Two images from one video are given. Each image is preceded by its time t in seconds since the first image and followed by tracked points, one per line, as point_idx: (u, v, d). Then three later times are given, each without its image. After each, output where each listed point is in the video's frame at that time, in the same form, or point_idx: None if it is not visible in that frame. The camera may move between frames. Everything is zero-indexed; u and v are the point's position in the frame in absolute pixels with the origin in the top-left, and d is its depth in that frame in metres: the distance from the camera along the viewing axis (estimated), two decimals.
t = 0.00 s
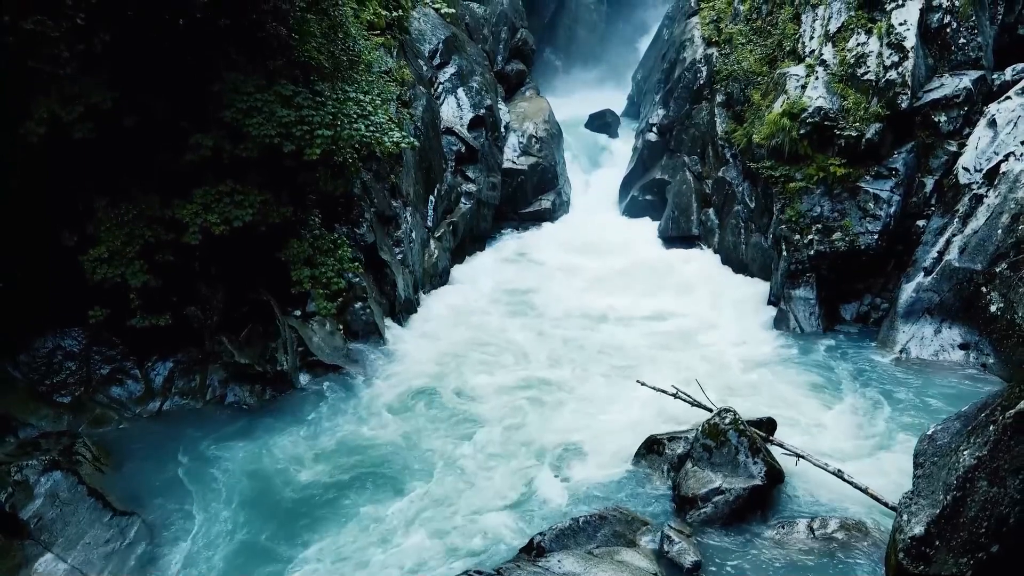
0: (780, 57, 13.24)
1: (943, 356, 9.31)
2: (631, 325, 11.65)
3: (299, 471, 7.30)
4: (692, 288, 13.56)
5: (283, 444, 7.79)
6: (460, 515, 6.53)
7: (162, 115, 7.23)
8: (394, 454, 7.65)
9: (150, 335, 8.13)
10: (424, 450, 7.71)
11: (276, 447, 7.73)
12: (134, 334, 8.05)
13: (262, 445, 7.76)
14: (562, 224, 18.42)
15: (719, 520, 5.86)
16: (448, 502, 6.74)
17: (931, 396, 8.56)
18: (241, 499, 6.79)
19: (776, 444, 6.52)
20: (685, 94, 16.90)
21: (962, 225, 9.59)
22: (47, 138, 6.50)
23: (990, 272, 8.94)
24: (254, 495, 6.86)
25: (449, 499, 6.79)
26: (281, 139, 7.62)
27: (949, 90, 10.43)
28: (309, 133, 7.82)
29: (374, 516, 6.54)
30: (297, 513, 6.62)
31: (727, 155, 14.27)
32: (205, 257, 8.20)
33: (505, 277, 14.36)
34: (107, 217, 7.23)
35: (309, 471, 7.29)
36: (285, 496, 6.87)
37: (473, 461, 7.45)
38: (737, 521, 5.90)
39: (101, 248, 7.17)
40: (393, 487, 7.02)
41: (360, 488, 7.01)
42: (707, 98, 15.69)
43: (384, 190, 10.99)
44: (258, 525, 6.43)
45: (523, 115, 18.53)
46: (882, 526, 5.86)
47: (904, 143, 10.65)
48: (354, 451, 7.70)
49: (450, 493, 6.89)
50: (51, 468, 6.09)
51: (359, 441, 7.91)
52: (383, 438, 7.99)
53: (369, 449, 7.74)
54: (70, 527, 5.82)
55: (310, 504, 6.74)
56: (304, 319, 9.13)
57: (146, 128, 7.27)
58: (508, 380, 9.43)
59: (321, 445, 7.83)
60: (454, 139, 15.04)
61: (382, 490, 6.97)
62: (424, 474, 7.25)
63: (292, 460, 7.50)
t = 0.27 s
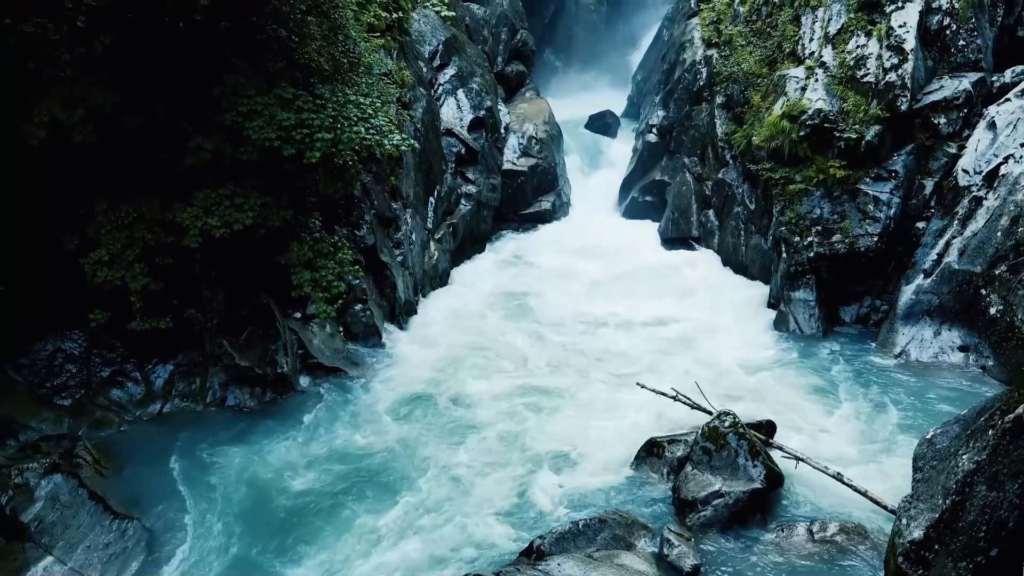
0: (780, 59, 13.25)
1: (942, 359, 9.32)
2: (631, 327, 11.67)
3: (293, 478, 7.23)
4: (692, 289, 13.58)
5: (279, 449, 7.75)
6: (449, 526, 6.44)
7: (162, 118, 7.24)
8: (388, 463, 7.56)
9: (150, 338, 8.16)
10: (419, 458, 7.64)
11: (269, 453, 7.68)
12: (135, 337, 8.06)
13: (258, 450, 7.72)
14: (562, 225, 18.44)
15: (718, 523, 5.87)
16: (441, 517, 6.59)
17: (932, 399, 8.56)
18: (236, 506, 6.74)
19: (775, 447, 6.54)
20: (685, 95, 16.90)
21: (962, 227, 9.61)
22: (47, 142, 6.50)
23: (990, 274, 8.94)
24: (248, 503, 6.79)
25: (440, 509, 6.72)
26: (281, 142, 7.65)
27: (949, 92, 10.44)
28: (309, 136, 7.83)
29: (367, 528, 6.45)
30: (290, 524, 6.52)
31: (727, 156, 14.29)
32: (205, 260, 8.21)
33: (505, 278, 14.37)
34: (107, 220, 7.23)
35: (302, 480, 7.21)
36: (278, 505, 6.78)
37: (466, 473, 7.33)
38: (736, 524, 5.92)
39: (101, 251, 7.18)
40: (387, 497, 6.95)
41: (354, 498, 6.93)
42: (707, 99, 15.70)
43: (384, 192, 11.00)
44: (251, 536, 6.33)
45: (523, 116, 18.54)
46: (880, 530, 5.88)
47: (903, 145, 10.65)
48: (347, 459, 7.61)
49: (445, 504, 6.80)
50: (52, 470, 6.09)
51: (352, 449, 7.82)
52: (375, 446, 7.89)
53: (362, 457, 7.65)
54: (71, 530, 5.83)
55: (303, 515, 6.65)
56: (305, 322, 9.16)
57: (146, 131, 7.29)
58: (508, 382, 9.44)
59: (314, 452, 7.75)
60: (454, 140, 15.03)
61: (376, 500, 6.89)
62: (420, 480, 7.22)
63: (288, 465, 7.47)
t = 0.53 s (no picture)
0: (779, 61, 13.27)
1: (941, 361, 9.35)
2: (630, 329, 11.68)
3: (286, 486, 7.18)
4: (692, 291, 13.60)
5: (273, 456, 7.71)
6: (441, 536, 6.39)
7: (162, 122, 7.25)
8: (381, 471, 7.49)
9: (150, 341, 8.16)
10: (414, 466, 7.56)
11: (263, 461, 7.63)
12: (135, 340, 8.07)
13: (252, 457, 7.67)
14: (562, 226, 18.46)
15: (718, 527, 5.87)
16: (435, 529, 6.49)
17: (931, 402, 8.58)
18: (230, 516, 6.70)
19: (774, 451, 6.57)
20: (685, 97, 16.91)
21: (961, 230, 9.62)
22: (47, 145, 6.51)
23: (989, 277, 8.95)
24: (242, 512, 6.75)
25: (433, 519, 6.64)
26: (281, 147, 7.64)
27: (948, 94, 10.38)
28: (309, 140, 7.83)
29: (361, 541, 6.36)
30: (283, 536, 6.44)
31: (727, 158, 14.30)
32: (205, 264, 8.21)
33: (505, 280, 14.39)
34: (107, 224, 7.25)
35: (296, 487, 7.16)
36: (272, 518, 6.69)
37: (460, 482, 7.23)
38: (736, 528, 5.92)
39: (102, 254, 7.19)
40: (381, 506, 6.88)
41: (348, 508, 6.85)
42: (706, 101, 15.71)
43: (384, 195, 11.01)
44: (244, 550, 6.26)
45: (523, 118, 18.55)
46: (879, 534, 5.89)
47: (903, 148, 10.66)
48: (340, 467, 7.54)
49: (440, 515, 6.71)
50: (53, 474, 6.10)
51: (344, 457, 7.75)
52: (368, 454, 7.81)
53: (355, 465, 7.57)
54: (72, 534, 5.85)
55: (296, 527, 6.57)
56: (305, 324, 9.19)
57: (146, 135, 7.30)
58: (508, 385, 9.45)
59: (306, 460, 7.68)
60: (454, 142, 15.04)
61: (370, 510, 6.82)
62: (417, 486, 7.18)
63: (282, 472, 7.42)
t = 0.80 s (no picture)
0: (779, 63, 13.28)
1: (941, 365, 9.36)
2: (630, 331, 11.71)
3: (281, 494, 7.15)
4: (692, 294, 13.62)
5: (268, 464, 7.67)
6: (438, 543, 6.37)
7: (163, 126, 7.26)
8: (374, 478, 7.42)
9: (151, 344, 8.16)
10: (411, 472, 7.54)
11: (257, 469, 7.60)
12: (135, 343, 8.07)
13: (247, 465, 7.64)
14: (562, 228, 18.49)
15: (717, 531, 5.89)
16: (426, 540, 6.41)
17: (931, 406, 8.59)
18: (224, 525, 6.67)
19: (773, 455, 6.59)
20: (685, 98, 16.92)
21: (960, 233, 9.63)
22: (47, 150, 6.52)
23: (989, 280, 8.96)
24: (237, 522, 6.72)
25: (425, 530, 6.56)
26: (281, 151, 7.67)
27: (948, 97, 10.37)
28: (309, 144, 7.85)
29: (357, 548, 6.33)
30: (278, 545, 6.42)
31: (726, 160, 14.32)
32: (206, 267, 8.23)
33: (505, 282, 14.41)
34: (108, 227, 7.25)
35: (291, 495, 7.13)
36: (263, 531, 6.62)
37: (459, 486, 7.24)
38: (735, 532, 5.93)
39: (102, 258, 7.20)
40: (374, 515, 6.82)
41: (341, 516, 6.80)
42: (706, 102, 15.73)
43: (384, 198, 11.02)
44: (240, 560, 6.23)
45: (523, 119, 18.56)
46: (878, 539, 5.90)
47: (902, 150, 10.68)
48: (331, 476, 7.47)
49: (433, 522, 6.67)
50: (53, 478, 6.11)
51: (337, 465, 7.68)
52: (360, 461, 7.74)
53: (346, 473, 7.50)
54: (72, 538, 5.86)
55: (288, 539, 6.50)
56: (305, 327, 9.23)
57: (147, 139, 7.31)
58: (507, 388, 9.46)
59: (297, 468, 7.62)
60: (454, 144, 15.06)
61: (363, 518, 6.77)
62: (414, 492, 7.16)
63: (277, 480, 7.39)
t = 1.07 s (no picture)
0: (779, 65, 13.29)
1: (940, 367, 9.37)
2: (630, 333, 11.73)
3: (275, 502, 7.07)
4: (692, 295, 13.64)
5: (262, 471, 7.59)
6: (436, 547, 6.36)
7: (163, 130, 7.28)
8: (368, 485, 7.35)
9: (151, 347, 8.18)
10: (408, 477, 7.50)
11: (250, 476, 7.52)
12: (136, 346, 8.10)
13: (240, 472, 7.56)
14: (562, 229, 18.51)
15: (717, 535, 5.91)
16: (423, 546, 6.39)
17: (932, 408, 8.60)
18: (217, 536, 6.58)
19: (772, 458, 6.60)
20: (685, 100, 16.92)
21: (960, 235, 9.64)
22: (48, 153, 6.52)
23: (988, 283, 8.96)
24: (230, 532, 6.64)
25: (420, 536, 6.53)
26: (281, 154, 7.68)
27: (947, 99, 10.38)
28: (309, 148, 7.87)
29: (352, 558, 6.25)
30: (272, 556, 6.33)
31: (726, 162, 14.33)
32: (206, 270, 8.25)
33: (505, 284, 14.43)
34: (108, 230, 7.25)
35: (285, 503, 7.06)
36: (253, 542, 6.51)
37: (459, 490, 7.24)
38: (734, 535, 5.96)
39: (103, 262, 7.21)
40: (367, 523, 6.75)
41: (335, 524, 6.73)
42: (706, 104, 15.74)
43: (384, 200, 11.04)
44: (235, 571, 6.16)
45: (523, 120, 18.56)
46: (876, 542, 5.92)
47: (902, 153, 10.69)
48: (324, 483, 7.40)
49: (428, 528, 6.64)
50: (54, 481, 6.11)
51: (331, 472, 7.61)
52: (354, 469, 7.67)
53: (340, 481, 7.43)
54: (72, 541, 5.86)
55: (282, 550, 6.41)
56: (305, 330, 9.24)
57: (147, 143, 7.33)
58: (507, 391, 9.48)
59: (291, 474, 7.55)
60: (454, 146, 15.06)
61: (357, 526, 6.72)
62: (412, 498, 7.12)
63: (270, 488, 7.31)
